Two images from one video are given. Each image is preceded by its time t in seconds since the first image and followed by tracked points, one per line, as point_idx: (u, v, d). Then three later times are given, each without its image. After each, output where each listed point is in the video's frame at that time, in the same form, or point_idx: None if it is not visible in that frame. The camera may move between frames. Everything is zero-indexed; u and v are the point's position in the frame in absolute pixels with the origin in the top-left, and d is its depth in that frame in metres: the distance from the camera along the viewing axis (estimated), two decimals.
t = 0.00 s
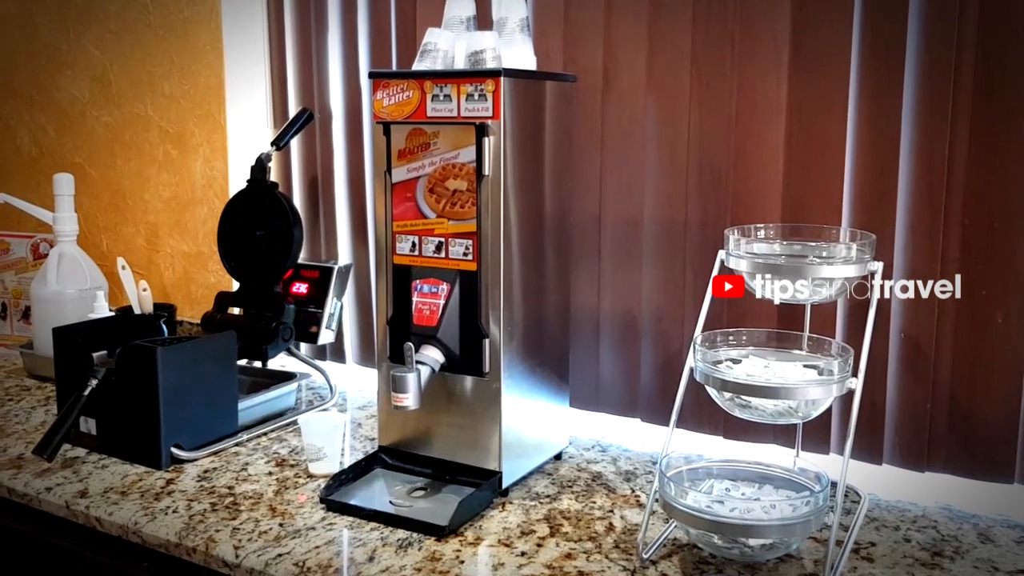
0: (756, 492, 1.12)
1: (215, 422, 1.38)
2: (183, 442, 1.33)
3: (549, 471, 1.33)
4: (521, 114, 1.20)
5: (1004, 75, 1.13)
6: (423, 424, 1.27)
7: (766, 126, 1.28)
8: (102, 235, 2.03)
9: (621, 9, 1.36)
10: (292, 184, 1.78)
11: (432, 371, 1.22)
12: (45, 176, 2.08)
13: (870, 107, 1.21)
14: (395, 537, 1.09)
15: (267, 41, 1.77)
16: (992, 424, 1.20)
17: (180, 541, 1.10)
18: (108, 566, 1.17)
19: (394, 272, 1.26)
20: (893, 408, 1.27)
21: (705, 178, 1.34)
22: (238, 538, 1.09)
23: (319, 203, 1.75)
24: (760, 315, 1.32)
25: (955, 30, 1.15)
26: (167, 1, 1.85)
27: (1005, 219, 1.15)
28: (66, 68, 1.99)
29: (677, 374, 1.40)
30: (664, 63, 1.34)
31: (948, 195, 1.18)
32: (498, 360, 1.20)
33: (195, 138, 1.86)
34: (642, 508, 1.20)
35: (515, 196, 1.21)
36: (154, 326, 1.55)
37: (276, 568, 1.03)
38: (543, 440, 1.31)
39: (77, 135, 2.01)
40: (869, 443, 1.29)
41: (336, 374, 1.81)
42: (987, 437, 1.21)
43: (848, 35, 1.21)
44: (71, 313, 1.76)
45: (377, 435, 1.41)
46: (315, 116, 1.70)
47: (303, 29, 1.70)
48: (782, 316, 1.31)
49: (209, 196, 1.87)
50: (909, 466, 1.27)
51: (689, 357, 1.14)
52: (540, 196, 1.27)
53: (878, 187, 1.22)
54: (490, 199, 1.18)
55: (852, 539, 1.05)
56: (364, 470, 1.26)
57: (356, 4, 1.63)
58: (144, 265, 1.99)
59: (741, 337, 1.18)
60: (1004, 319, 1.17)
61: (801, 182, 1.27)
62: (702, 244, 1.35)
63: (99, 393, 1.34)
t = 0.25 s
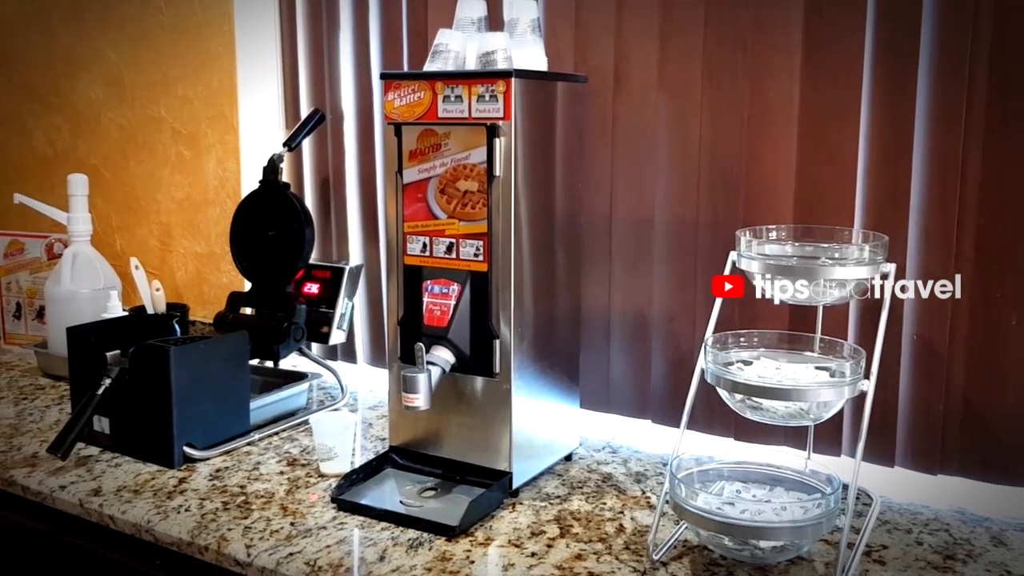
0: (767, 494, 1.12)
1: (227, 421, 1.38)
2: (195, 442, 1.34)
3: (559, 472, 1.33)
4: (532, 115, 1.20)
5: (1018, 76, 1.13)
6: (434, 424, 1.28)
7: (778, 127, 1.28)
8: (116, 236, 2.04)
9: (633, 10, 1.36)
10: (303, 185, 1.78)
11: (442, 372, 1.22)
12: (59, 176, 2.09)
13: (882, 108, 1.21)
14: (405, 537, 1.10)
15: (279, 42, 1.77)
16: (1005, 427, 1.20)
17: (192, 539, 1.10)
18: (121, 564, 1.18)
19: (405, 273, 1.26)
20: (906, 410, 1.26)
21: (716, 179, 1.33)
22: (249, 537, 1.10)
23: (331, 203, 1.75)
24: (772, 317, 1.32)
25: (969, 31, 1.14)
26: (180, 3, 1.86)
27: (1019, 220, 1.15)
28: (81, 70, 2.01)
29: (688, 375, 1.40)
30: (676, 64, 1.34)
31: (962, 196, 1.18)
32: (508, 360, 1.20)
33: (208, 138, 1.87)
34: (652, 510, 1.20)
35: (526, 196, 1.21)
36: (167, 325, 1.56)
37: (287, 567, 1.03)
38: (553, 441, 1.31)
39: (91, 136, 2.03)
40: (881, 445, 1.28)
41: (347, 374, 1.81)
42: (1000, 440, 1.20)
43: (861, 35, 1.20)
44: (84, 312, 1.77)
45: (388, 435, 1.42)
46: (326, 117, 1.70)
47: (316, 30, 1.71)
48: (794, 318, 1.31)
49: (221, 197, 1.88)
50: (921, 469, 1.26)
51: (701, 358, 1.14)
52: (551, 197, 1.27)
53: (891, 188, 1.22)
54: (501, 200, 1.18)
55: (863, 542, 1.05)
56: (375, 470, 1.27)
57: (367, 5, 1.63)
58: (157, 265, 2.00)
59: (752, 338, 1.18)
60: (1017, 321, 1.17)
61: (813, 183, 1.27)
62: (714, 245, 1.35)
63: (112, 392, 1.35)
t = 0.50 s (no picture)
0: (780, 497, 1.12)
1: (241, 423, 1.39)
2: (209, 443, 1.34)
3: (571, 474, 1.33)
4: (543, 117, 1.20)
5: None
6: (445, 426, 1.28)
7: (790, 129, 1.28)
8: (130, 238, 2.05)
9: (644, 12, 1.36)
10: (316, 188, 1.79)
11: (454, 374, 1.22)
12: (74, 180, 2.11)
13: (896, 109, 1.21)
14: (417, 538, 1.10)
15: (292, 46, 1.78)
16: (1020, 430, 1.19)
17: (206, 540, 1.11)
18: (135, 564, 1.19)
19: (417, 275, 1.27)
20: (919, 413, 1.26)
21: (728, 181, 1.33)
22: (262, 538, 1.10)
23: (342, 206, 1.76)
24: (784, 319, 1.32)
25: (983, 32, 1.14)
26: (193, 7, 1.87)
27: None
28: (96, 74, 2.02)
29: (700, 378, 1.39)
30: (688, 66, 1.34)
31: (976, 198, 1.17)
32: (520, 363, 1.20)
33: (221, 142, 1.88)
34: (664, 513, 1.20)
35: (537, 198, 1.21)
36: (180, 328, 1.57)
37: (300, 567, 1.04)
38: (565, 443, 1.31)
39: (106, 139, 2.04)
40: (894, 449, 1.28)
41: (359, 376, 1.81)
42: (1016, 443, 1.19)
43: (874, 37, 1.20)
44: (99, 314, 1.79)
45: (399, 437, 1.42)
46: (338, 120, 1.71)
47: (328, 33, 1.71)
48: (807, 320, 1.30)
49: (234, 200, 1.88)
50: (935, 473, 1.26)
51: (713, 361, 1.13)
52: (563, 200, 1.27)
53: (904, 190, 1.21)
54: (512, 203, 1.18)
55: (877, 545, 1.04)
56: (387, 472, 1.27)
57: (379, 8, 1.64)
58: (171, 268, 2.01)
59: (765, 341, 1.17)
60: None
61: (826, 185, 1.26)
62: (726, 247, 1.35)
63: (127, 393, 1.36)
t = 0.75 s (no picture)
0: (792, 499, 1.11)
1: (253, 422, 1.40)
2: (222, 442, 1.35)
3: (582, 475, 1.33)
4: (555, 118, 1.20)
5: None
6: (457, 426, 1.28)
7: (804, 129, 1.27)
8: (143, 238, 2.06)
9: (657, 12, 1.36)
10: (328, 188, 1.80)
11: (466, 374, 1.22)
12: (88, 180, 2.12)
13: (910, 109, 1.20)
14: (429, 538, 1.10)
15: (304, 47, 1.79)
16: None
17: (219, 539, 1.11)
18: (148, 562, 1.19)
19: (429, 275, 1.27)
20: (934, 415, 1.25)
21: (741, 182, 1.33)
22: (275, 537, 1.10)
23: (354, 206, 1.76)
24: (797, 320, 1.31)
25: (999, 31, 1.13)
26: (207, 8, 1.88)
27: None
28: (110, 75, 2.03)
29: (713, 378, 1.39)
30: (701, 66, 1.34)
31: (991, 199, 1.17)
32: (532, 363, 1.20)
33: (234, 143, 1.88)
34: (676, 514, 1.20)
35: (549, 199, 1.21)
36: (193, 328, 1.58)
37: (312, 567, 1.04)
38: (576, 444, 1.31)
39: (120, 140, 2.05)
40: (908, 451, 1.27)
41: (371, 376, 1.82)
42: None
43: (888, 36, 1.19)
44: (113, 314, 1.80)
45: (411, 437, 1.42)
46: (350, 120, 1.71)
47: (340, 34, 1.72)
48: (820, 321, 1.30)
49: (247, 201, 1.89)
50: (950, 475, 1.25)
51: (725, 362, 1.13)
52: (574, 201, 1.27)
53: (919, 191, 1.21)
54: (524, 204, 1.18)
55: (890, 547, 1.04)
56: (398, 472, 1.27)
57: (392, 9, 1.64)
58: (184, 268, 2.02)
59: (778, 342, 1.17)
60: None
61: (839, 185, 1.26)
62: (739, 248, 1.34)
63: (140, 392, 1.36)
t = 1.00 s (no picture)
0: (812, 501, 1.11)
1: (272, 422, 1.40)
2: (241, 442, 1.35)
3: (601, 476, 1.32)
4: (573, 118, 1.20)
5: None
6: (475, 427, 1.28)
7: (824, 129, 1.26)
8: (164, 240, 2.07)
9: (675, 12, 1.36)
10: (346, 190, 1.80)
11: (483, 375, 1.22)
12: (109, 182, 2.14)
13: (931, 108, 1.19)
14: (447, 539, 1.10)
15: (323, 49, 1.79)
16: None
17: (239, 538, 1.12)
18: (169, 561, 1.20)
19: (447, 276, 1.27)
20: (955, 417, 1.24)
21: (760, 182, 1.32)
22: (294, 536, 1.11)
23: (372, 208, 1.77)
24: (816, 321, 1.30)
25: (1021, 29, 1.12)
26: (226, 11, 1.89)
27: None
28: (131, 78, 2.05)
29: (733, 380, 1.38)
30: (719, 66, 1.33)
31: (1014, 198, 1.16)
32: (550, 364, 1.20)
33: (254, 144, 1.89)
34: (695, 516, 1.19)
35: (567, 199, 1.21)
36: (213, 328, 1.59)
37: (331, 567, 1.04)
38: (594, 445, 1.31)
39: (140, 142, 2.07)
40: (930, 453, 1.26)
41: (389, 377, 1.82)
42: None
43: (909, 35, 1.19)
44: (133, 315, 1.81)
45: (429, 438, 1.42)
46: (368, 122, 1.72)
47: (359, 36, 1.72)
48: (840, 322, 1.29)
49: (266, 202, 1.90)
50: (972, 477, 1.24)
51: (744, 363, 1.13)
52: (593, 202, 1.27)
53: (940, 190, 1.20)
54: (542, 205, 1.18)
55: (912, 550, 1.03)
56: (416, 472, 1.27)
57: (409, 10, 1.64)
58: (204, 269, 2.03)
59: (798, 343, 1.16)
60: None
61: (859, 185, 1.25)
62: (759, 248, 1.34)
63: (161, 392, 1.37)
